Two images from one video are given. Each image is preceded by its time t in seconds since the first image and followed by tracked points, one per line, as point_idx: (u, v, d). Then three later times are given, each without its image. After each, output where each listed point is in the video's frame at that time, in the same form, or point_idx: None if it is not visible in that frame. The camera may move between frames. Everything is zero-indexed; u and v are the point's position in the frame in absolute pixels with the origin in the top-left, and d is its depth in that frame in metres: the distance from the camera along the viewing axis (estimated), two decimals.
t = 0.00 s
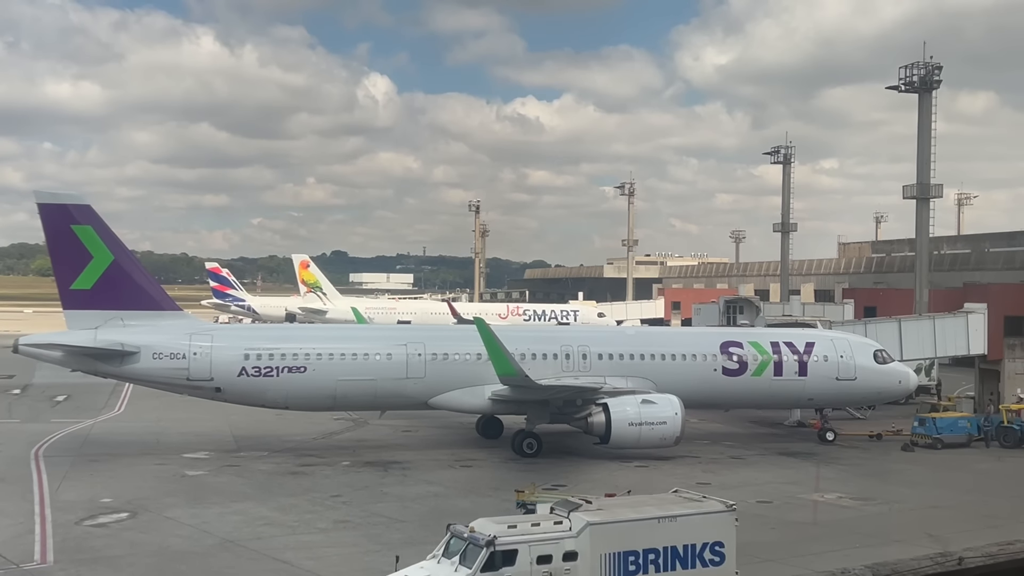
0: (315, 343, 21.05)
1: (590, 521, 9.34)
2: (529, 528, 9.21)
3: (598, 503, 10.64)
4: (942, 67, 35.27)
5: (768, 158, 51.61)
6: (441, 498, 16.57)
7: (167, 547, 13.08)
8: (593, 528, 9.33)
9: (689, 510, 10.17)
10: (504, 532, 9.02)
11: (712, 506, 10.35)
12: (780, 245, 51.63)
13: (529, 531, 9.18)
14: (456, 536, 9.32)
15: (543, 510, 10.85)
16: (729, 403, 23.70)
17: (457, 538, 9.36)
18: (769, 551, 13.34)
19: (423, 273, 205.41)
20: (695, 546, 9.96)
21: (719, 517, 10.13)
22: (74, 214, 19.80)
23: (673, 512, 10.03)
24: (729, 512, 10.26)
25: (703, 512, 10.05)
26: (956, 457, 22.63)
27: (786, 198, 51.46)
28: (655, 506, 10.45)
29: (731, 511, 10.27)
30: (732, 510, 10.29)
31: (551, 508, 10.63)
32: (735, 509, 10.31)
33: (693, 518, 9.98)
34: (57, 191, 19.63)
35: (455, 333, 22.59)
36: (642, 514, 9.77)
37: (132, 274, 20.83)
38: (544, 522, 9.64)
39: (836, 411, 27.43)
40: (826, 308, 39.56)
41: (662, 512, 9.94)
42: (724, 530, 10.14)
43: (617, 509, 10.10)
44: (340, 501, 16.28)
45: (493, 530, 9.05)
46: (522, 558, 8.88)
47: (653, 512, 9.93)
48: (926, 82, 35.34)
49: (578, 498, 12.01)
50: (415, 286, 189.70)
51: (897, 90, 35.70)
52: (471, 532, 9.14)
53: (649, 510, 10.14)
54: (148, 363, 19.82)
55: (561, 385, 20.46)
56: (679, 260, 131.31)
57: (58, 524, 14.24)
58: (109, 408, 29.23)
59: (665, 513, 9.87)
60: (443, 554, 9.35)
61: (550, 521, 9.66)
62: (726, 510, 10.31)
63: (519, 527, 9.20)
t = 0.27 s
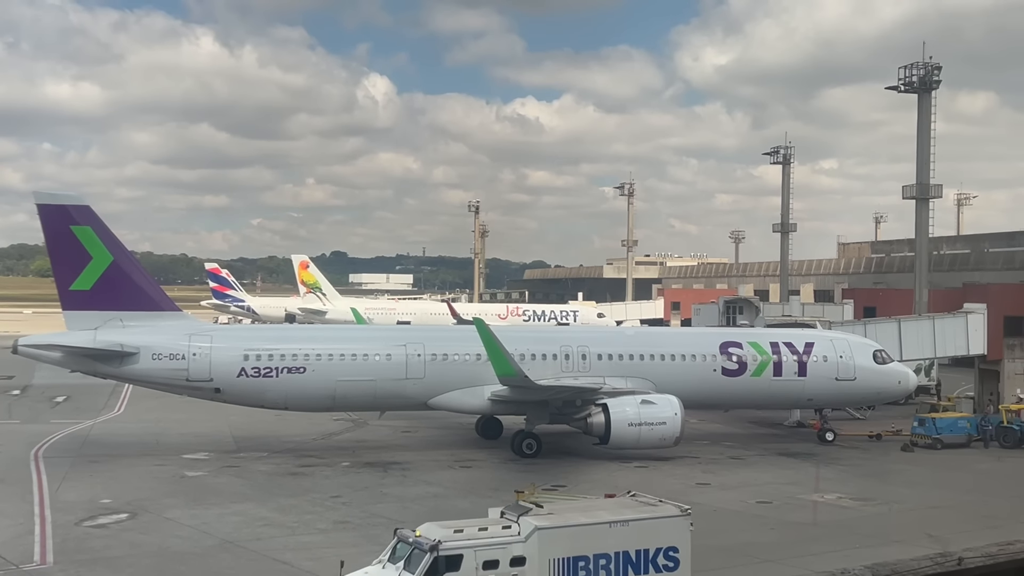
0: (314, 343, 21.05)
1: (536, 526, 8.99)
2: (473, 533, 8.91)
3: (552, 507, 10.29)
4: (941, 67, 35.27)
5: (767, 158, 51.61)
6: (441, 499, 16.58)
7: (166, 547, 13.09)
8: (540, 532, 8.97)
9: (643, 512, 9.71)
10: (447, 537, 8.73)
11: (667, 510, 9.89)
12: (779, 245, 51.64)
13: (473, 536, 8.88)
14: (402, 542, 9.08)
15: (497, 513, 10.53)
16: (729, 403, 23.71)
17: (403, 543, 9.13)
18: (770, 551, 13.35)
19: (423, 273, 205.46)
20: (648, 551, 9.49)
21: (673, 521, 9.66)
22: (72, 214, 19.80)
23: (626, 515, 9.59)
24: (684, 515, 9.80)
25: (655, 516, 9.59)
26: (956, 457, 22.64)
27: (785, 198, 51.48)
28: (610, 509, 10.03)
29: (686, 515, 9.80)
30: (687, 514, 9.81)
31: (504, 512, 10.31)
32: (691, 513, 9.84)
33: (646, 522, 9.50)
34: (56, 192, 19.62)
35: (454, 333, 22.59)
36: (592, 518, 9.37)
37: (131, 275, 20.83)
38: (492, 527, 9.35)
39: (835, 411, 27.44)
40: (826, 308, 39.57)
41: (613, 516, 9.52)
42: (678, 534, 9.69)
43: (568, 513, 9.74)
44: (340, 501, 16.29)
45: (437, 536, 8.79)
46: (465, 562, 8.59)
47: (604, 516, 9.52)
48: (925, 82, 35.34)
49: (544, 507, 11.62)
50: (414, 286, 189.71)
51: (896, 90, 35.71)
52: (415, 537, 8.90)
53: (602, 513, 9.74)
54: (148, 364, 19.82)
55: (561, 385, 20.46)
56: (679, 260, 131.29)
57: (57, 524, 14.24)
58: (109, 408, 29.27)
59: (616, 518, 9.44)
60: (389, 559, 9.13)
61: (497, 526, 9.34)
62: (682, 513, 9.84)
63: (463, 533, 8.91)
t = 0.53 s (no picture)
0: (313, 343, 21.05)
1: (483, 531, 8.88)
2: (417, 538, 8.75)
3: (500, 511, 10.12)
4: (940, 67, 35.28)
5: (767, 158, 51.61)
6: (440, 499, 16.60)
7: (166, 547, 13.11)
8: (487, 537, 8.87)
9: (593, 517, 9.62)
10: (390, 543, 8.56)
11: (618, 514, 9.79)
12: (779, 245, 51.64)
13: (417, 541, 8.72)
14: (344, 547, 8.87)
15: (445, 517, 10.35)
16: (729, 403, 23.71)
17: (346, 548, 8.92)
18: (769, 551, 13.36)
19: (422, 273, 205.51)
20: (597, 556, 9.42)
21: (624, 526, 9.56)
22: (72, 214, 19.80)
23: (576, 519, 9.50)
24: (635, 519, 9.71)
25: (605, 520, 9.49)
26: (956, 457, 22.65)
27: (785, 198, 51.49)
28: (560, 513, 9.90)
29: (638, 519, 9.68)
30: (639, 518, 9.74)
31: (451, 515, 10.13)
32: (643, 516, 9.76)
33: (597, 526, 9.42)
34: (55, 192, 19.63)
35: (454, 333, 22.60)
36: (541, 522, 9.26)
37: (131, 275, 20.83)
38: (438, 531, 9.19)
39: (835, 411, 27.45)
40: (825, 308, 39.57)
41: (564, 520, 9.42)
42: (629, 539, 9.59)
43: (517, 517, 9.60)
44: (340, 501, 16.30)
45: (380, 541, 8.61)
46: (410, 570, 8.42)
47: (554, 521, 9.41)
48: (925, 82, 35.35)
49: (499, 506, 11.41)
50: (414, 287, 189.74)
51: (896, 90, 35.72)
52: (359, 542, 8.70)
53: (552, 517, 9.62)
54: (147, 364, 19.82)
55: (560, 385, 20.46)
56: (678, 260, 131.43)
57: (57, 524, 14.27)
58: (109, 409, 29.27)
59: (565, 522, 9.35)
60: (332, 565, 8.92)
61: (443, 531, 9.14)
62: (633, 517, 9.76)
63: (407, 538, 8.74)
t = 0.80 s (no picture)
0: (313, 343, 21.06)
1: (424, 536, 8.51)
2: (355, 544, 8.39)
3: (448, 515, 9.74)
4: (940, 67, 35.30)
5: (766, 157, 51.59)
6: (440, 499, 16.61)
7: (166, 547, 13.12)
8: (429, 543, 8.48)
9: (542, 521, 9.26)
10: (326, 550, 8.21)
11: (568, 518, 9.45)
12: (778, 245, 51.65)
13: (356, 547, 8.37)
14: (284, 555, 8.54)
15: (392, 521, 9.98)
16: (728, 403, 23.72)
17: (288, 553, 8.62)
18: (769, 551, 13.36)
19: (422, 273, 205.53)
20: (545, 561, 9.07)
21: (574, 530, 9.22)
22: (71, 214, 19.79)
23: (523, 524, 9.13)
24: (585, 524, 9.37)
25: (554, 525, 9.14)
26: (956, 457, 22.66)
27: (784, 198, 51.48)
28: (509, 517, 9.53)
29: (589, 523, 9.41)
30: (589, 522, 9.40)
31: (397, 518, 9.76)
32: (593, 521, 9.43)
33: (545, 531, 9.07)
34: (54, 192, 19.63)
35: (453, 333, 22.61)
36: (487, 527, 8.89)
37: (130, 275, 20.83)
38: (379, 536, 8.83)
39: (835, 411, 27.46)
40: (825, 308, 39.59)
41: (510, 525, 9.05)
42: (579, 543, 9.25)
43: (463, 521, 9.22)
44: (339, 501, 16.31)
45: (317, 548, 8.27)
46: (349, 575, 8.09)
47: (500, 525, 9.03)
48: (924, 82, 35.37)
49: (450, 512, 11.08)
50: (414, 287, 189.69)
51: (895, 90, 35.75)
52: (298, 549, 8.37)
53: (499, 521, 9.25)
54: (146, 364, 19.82)
55: (559, 385, 20.46)
56: (677, 260, 131.46)
57: (57, 525, 14.28)
58: (109, 409, 29.28)
59: (512, 527, 8.97)
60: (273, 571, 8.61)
61: (386, 535, 8.83)
62: (583, 521, 9.42)
63: (345, 544, 8.39)
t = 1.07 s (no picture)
0: (312, 344, 21.06)
1: (362, 540, 8.03)
2: (289, 550, 7.90)
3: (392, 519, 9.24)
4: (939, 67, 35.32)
5: (765, 157, 51.62)
6: (439, 499, 16.62)
7: (164, 548, 13.12)
8: (368, 548, 7.99)
9: (490, 525, 8.77)
10: (258, 557, 7.73)
11: (518, 521, 8.96)
12: (778, 245, 51.67)
13: (290, 553, 7.88)
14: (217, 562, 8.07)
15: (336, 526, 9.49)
16: (727, 403, 23.73)
17: (222, 559, 8.13)
18: (769, 551, 13.37)
19: (422, 274, 205.55)
20: (493, 566, 8.57)
21: (523, 534, 8.73)
22: (70, 214, 19.79)
23: (469, 527, 8.62)
24: (535, 527, 8.89)
25: (502, 529, 8.64)
26: (955, 457, 22.67)
27: (784, 198, 51.50)
28: (457, 520, 9.04)
29: (537, 526, 8.90)
30: (538, 525, 8.91)
31: (340, 523, 9.27)
32: (542, 524, 8.94)
33: (493, 535, 8.57)
34: (54, 192, 19.63)
35: (452, 334, 22.61)
36: (431, 531, 8.39)
37: (129, 275, 20.84)
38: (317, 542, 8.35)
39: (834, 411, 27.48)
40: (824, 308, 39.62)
41: (455, 529, 8.54)
42: (528, 547, 8.77)
43: (407, 525, 8.73)
44: (339, 501, 16.32)
45: (250, 555, 7.80)
46: None
47: (446, 529, 8.54)
48: (924, 82, 35.38)
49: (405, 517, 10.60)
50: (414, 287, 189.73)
51: (895, 90, 35.77)
52: (230, 554, 7.89)
53: (445, 525, 8.75)
54: (146, 364, 19.83)
55: (558, 385, 20.46)
56: (676, 260, 131.54)
57: (56, 525, 14.28)
58: (109, 409, 29.31)
59: (458, 530, 8.47)
60: None
61: (324, 541, 8.38)
62: (533, 524, 8.93)
63: (279, 550, 7.90)
